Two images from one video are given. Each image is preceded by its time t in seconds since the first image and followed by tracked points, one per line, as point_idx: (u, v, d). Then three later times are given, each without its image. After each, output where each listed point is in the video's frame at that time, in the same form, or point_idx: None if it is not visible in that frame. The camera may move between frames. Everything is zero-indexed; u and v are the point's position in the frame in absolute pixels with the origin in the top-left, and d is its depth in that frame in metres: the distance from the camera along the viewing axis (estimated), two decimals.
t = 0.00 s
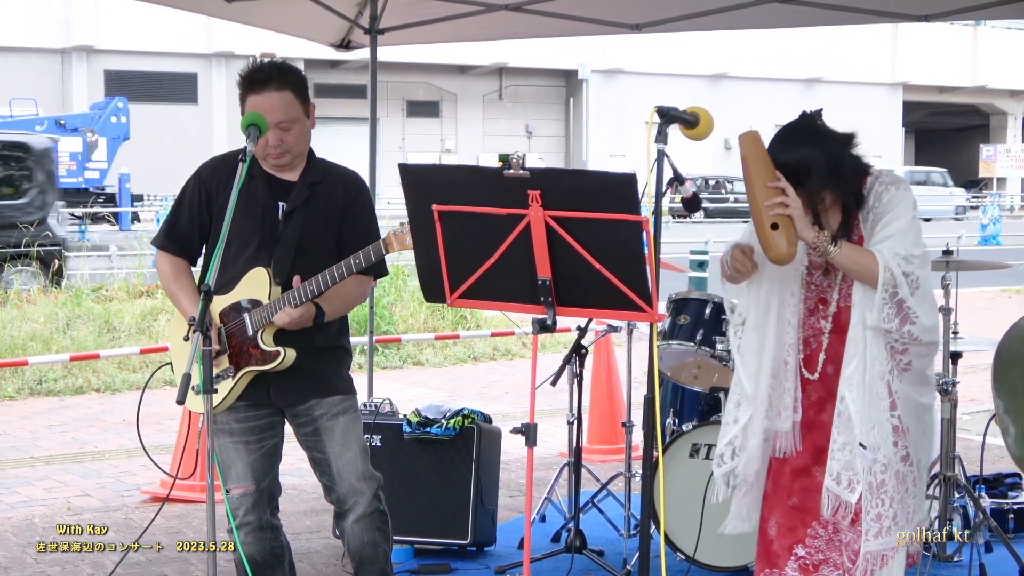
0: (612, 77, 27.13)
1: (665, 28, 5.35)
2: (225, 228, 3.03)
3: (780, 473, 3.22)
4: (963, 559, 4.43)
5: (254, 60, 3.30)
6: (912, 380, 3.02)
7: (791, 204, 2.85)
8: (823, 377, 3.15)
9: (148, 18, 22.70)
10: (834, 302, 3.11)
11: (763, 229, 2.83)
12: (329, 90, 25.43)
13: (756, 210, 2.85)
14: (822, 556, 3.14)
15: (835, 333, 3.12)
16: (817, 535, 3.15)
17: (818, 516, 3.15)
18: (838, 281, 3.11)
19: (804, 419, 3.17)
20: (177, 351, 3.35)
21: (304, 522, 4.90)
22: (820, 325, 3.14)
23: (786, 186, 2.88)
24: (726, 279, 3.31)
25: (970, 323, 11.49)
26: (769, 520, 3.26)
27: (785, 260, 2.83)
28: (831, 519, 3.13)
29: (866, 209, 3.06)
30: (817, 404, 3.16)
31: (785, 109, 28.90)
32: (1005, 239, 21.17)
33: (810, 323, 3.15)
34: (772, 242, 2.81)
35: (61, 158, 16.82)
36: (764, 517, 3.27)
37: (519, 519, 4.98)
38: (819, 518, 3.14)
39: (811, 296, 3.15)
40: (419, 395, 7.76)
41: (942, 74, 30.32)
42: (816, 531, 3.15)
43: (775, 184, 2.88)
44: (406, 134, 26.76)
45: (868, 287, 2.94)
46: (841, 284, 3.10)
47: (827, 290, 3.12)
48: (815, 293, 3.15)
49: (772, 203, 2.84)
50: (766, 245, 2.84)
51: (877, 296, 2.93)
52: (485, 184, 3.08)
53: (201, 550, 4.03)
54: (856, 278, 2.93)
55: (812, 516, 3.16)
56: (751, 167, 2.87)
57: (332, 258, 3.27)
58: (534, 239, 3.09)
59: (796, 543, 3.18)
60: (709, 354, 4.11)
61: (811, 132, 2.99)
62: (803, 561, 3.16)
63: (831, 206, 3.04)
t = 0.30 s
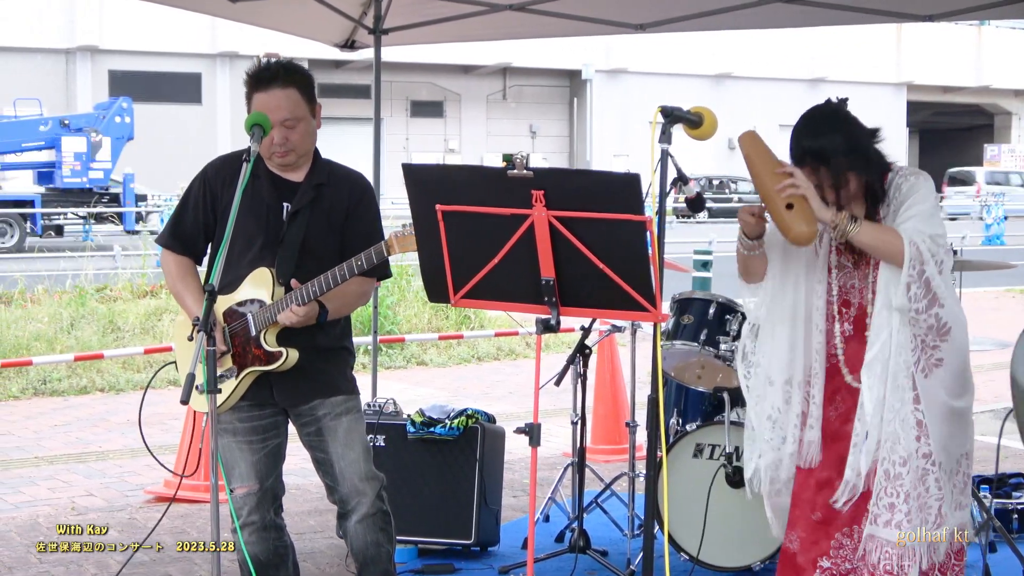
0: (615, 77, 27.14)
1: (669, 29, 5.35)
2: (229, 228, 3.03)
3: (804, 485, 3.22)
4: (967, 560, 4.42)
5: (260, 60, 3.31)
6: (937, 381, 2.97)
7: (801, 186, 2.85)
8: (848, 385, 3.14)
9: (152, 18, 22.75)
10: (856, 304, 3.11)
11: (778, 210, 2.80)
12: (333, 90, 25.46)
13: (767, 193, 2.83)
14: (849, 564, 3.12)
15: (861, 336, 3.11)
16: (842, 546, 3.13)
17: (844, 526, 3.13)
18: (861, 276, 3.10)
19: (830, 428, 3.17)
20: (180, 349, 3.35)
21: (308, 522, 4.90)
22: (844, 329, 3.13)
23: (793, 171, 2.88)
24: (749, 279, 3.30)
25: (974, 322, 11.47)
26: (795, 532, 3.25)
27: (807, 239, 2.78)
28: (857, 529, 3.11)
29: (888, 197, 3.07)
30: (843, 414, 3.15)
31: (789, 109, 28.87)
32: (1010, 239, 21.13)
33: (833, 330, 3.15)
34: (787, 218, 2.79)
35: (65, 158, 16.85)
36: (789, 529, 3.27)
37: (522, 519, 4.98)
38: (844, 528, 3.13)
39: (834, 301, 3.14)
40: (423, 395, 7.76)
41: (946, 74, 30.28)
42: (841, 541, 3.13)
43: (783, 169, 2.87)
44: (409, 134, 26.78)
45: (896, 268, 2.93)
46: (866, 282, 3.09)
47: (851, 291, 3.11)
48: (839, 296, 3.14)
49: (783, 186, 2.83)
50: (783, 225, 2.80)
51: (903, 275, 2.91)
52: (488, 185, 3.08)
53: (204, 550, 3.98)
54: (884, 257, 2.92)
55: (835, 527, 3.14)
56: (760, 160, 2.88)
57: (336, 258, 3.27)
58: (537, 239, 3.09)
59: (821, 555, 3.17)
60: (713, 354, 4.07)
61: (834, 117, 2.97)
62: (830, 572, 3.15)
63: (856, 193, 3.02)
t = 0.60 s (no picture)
0: (617, 77, 27.17)
1: (670, 28, 5.35)
2: (231, 227, 3.03)
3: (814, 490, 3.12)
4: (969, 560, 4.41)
5: (261, 58, 3.33)
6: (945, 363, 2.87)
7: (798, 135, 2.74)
8: (856, 379, 3.04)
9: (153, 19, 22.77)
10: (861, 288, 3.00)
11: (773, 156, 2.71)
12: (335, 90, 25.48)
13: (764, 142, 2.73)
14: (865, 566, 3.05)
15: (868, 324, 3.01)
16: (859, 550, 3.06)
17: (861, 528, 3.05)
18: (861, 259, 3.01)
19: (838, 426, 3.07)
20: (182, 349, 3.36)
21: (310, 522, 4.91)
22: (850, 318, 3.03)
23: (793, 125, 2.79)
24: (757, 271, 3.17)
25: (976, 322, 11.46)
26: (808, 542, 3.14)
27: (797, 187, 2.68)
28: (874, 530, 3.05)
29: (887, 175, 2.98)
30: (852, 410, 3.05)
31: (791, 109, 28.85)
32: (1012, 239, 21.11)
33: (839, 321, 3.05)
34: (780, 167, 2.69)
35: (67, 158, 16.87)
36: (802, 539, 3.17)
37: (524, 519, 4.99)
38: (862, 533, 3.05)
39: (836, 289, 3.04)
40: (425, 395, 7.77)
41: (948, 75, 30.27)
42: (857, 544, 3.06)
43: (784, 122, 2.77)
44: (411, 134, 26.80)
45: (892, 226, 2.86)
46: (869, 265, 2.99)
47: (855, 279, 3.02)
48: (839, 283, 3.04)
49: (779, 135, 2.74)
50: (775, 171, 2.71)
51: (901, 233, 2.85)
52: (490, 184, 3.08)
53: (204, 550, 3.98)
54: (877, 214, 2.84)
55: (854, 532, 3.06)
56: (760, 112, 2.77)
57: (339, 258, 3.27)
58: (539, 240, 3.09)
59: (839, 561, 3.08)
60: (715, 353, 4.02)
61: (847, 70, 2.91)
62: None
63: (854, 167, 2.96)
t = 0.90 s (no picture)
0: (619, 77, 27.18)
1: (672, 28, 5.35)
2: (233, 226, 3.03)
3: (802, 477, 2.92)
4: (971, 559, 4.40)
5: (264, 57, 3.33)
6: (941, 348, 2.72)
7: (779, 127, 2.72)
8: (849, 370, 2.86)
9: (155, 19, 22.79)
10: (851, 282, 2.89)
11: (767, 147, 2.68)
12: (337, 90, 25.49)
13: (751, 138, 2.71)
14: (852, 557, 2.87)
15: (860, 313, 2.86)
16: (846, 540, 2.86)
17: (849, 520, 2.86)
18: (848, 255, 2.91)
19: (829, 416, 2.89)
20: (184, 350, 3.36)
21: (312, 522, 4.91)
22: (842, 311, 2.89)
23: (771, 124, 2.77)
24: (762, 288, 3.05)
25: (978, 323, 11.46)
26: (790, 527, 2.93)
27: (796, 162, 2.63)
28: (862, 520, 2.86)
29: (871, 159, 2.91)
30: (842, 399, 2.87)
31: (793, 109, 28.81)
32: (1013, 239, 21.07)
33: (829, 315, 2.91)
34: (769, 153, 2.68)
35: (69, 158, 16.88)
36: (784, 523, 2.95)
37: (525, 519, 4.99)
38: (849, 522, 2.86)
39: (830, 287, 2.92)
40: (427, 395, 7.77)
41: (950, 75, 30.27)
42: (845, 535, 2.86)
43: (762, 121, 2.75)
44: (413, 134, 26.83)
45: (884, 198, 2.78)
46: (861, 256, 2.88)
47: (847, 270, 2.90)
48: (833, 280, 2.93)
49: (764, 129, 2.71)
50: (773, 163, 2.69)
51: (898, 205, 2.77)
52: (493, 184, 3.08)
53: (203, 550, 3.97)
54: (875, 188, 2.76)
55: (841, 522, 2.86)
56: (742, 112, 2.73)
57: (341, 258, 3.27)
58: (542, 240, 3.09)
59: (824, 549, 2.87)
60: (717, 354, 4.03)
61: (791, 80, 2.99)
62: (830, 568, 2.87)
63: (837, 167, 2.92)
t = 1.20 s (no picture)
0: (620, 77, 27.18)
1: (674, 28, 5.34)
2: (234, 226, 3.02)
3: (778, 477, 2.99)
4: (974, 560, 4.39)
5: (270, 58, 3.33)
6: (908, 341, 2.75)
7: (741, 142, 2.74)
8: (811, 366, 2.93)
9: (156, 19, 22.80)
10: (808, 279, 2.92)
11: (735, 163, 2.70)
12: (338, 90, 25.48)
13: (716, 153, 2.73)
14: (830, 558, 2.92)
15: (817, 309, 2.92)
16: (824, 538, 2.93)
17: (823, 516, 2.94)
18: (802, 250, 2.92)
19: (796, 415, 2.95)
20: (186, 350, 3.36)
21: (313, 522, 4.91)
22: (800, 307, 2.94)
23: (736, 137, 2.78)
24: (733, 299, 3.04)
25: (980, 322, 11.44)
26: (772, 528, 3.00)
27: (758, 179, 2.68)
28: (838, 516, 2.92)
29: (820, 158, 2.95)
30: (808, 395, 2.94)
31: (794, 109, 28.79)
32: (1015, 239, 21.05)
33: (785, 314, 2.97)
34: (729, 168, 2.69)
35: (71, 158, 16.89)
36: (766, 524, 3.03)
37: (527, 519, 4.99)
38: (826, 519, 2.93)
39: (790, 286, 2.95)
40: (428, 395, 7.77)
41: (952, 75, 30.24)
42: (821, 533, 2.94)
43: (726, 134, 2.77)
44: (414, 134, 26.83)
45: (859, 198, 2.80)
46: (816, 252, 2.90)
47: (807, 267, 2.92)
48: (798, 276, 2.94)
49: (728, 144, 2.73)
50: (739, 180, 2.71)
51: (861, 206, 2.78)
52: (496, 184, 3.08)
53: (204, 549, 3.97)
54: (843, 184, 2.79)
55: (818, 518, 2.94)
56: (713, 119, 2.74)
57: (342, 260, 3.27)
58: (543, 240, 3.09)
59: (803, 548, 2.95)
60: (718, 353, 4.05)
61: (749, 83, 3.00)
62: (810, 568, 2.94)
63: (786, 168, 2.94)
